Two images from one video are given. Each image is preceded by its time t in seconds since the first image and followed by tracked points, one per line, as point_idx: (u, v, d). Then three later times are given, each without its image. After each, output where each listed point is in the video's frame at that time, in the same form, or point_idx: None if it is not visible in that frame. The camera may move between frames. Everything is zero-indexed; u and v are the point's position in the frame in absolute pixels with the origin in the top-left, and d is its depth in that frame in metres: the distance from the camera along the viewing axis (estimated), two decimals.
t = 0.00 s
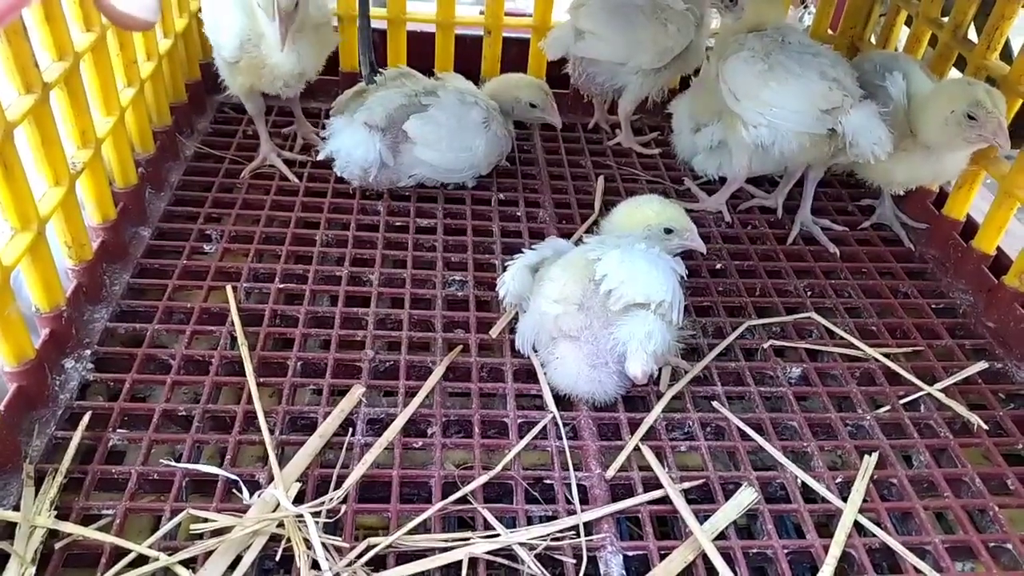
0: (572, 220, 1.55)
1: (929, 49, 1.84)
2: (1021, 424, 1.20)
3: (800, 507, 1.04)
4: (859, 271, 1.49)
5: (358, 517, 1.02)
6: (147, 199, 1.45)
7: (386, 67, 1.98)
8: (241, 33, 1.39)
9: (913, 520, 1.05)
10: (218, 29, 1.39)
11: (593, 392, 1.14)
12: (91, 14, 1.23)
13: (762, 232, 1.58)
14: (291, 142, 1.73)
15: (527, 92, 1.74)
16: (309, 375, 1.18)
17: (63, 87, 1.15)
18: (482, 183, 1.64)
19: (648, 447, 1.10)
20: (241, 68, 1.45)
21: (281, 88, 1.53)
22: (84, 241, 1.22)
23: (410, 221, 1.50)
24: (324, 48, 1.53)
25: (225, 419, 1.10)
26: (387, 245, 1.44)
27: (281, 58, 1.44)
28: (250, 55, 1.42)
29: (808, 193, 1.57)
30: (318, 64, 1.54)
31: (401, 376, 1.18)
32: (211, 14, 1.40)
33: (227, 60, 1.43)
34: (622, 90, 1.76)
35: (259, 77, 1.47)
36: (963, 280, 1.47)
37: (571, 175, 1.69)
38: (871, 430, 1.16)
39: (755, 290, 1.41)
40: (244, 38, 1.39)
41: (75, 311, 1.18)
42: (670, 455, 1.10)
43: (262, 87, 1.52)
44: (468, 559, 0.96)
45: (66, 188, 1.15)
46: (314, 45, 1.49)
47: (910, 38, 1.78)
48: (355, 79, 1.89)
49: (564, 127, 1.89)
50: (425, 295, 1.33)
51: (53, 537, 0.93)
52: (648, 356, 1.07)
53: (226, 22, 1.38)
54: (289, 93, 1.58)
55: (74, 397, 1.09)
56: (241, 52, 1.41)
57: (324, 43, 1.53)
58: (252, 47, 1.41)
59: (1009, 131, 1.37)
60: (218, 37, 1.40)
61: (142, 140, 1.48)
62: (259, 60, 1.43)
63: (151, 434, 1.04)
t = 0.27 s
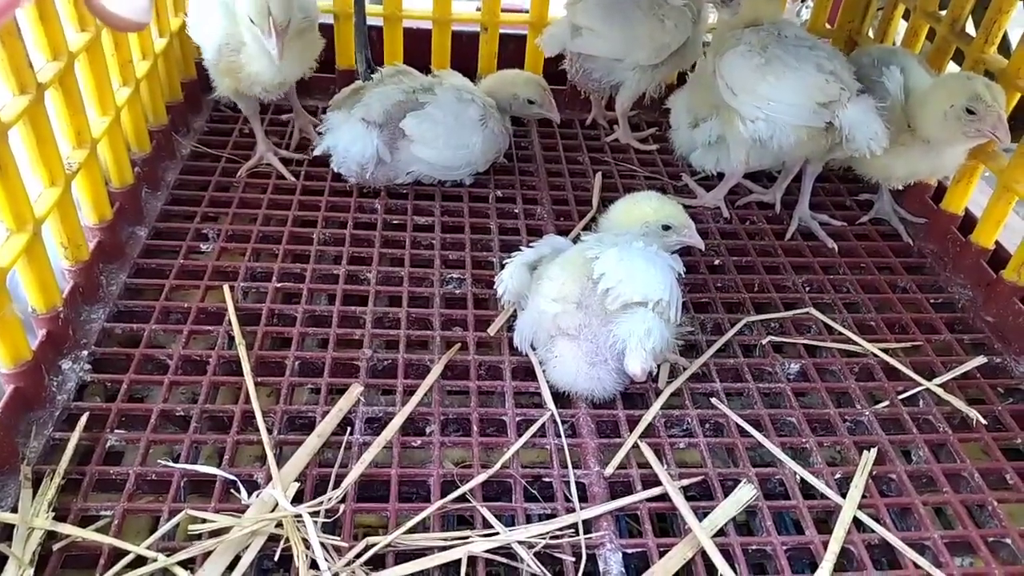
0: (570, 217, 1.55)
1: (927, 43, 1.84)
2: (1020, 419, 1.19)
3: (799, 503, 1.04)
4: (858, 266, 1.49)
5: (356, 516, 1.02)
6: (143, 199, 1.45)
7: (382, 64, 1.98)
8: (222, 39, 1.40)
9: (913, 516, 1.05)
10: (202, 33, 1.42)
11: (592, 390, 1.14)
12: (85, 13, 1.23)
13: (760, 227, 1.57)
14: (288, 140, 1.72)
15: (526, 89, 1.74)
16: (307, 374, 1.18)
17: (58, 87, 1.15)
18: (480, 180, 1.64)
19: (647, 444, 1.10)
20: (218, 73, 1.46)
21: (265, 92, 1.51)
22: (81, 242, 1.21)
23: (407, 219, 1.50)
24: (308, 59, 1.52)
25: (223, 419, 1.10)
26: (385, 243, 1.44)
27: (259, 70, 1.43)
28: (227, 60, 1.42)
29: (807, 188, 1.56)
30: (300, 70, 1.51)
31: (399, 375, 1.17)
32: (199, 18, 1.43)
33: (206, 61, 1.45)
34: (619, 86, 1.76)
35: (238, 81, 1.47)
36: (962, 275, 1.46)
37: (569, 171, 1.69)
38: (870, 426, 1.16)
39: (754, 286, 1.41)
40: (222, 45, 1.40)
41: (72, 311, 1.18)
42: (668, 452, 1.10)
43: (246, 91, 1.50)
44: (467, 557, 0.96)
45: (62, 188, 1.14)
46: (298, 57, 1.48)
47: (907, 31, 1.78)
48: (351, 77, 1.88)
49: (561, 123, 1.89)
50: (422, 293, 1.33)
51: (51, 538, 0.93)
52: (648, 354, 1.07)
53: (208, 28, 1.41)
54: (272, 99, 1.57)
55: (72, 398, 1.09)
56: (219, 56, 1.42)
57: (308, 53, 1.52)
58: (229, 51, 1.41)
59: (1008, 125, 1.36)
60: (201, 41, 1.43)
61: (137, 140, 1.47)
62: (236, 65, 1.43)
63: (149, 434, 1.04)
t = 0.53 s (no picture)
0: (573, 216, 1.55)
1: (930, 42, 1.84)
2: None
3: (802, 502, 1.04)
4: (861, 265, 1.49)
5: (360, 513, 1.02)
6: (147, 197, 1.45)
7: (386, 63, 1.98)
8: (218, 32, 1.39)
9: (915, 515, 1.05)
10: (200, 21, 1.40)
11: (594, 388, 1.14)
12: (90, 11, 1.23)
13: (763, 227, 1.57)
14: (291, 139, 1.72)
15: (529, 88, 1.74)
16: (310, 372, 1.18)
17: (63, 84, 1.15)
18: (483, 179, 1.64)
19: (650, 443, 1.10)
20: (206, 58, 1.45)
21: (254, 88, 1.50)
22: (85, 240, 1.22)
23: (410, 217, 1.50)
24: (301, 58, 1.53)
25: (226, 416, 1.10)
26: (388, 242, 1.44)
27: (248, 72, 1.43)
28: (219, 51, 1.41)
29: (811, 188, 1.56)
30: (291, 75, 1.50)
31: (402, 373, 1.18)
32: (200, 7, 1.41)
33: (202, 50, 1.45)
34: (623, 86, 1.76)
35: (227, 73, 1.45)
36: (965, 274, 1.46)
37: (572, 170, 1.69)
38: (873, 425, 1.16)
39: (757, 285, 1.41)
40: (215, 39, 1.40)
41: (76, 308, 1.18)
42: (671, 451, 1.10)
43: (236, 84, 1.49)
44: (470, 555, 0.96)
45: (67, 186, 1.15)
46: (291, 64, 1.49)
47: (911, 31, 1.77)
48: (354, 76, 1.89)
49: (564, 122, 1.89)
50: (426, 292, 1.33)
51: (55, 535, 0.94)
52: (649, 352, 1.06)
53: (207, 18, 1.38)
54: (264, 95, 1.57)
55: (76, 395, 1.09)
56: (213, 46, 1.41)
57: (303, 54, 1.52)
58: (224, 44, 1.40)
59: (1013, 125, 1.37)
60: (199, 27, 1.41)
61: (142, 138, 1.48)
62: (227, 58, 1.42)
63: (152, 431, 1.04)
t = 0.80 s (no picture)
0: (566, 217, 1.55)
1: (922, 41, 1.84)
2: (1016, 417, 1.20)
3: (795, 503, 1.04)
4: (854, 265, 1.49)
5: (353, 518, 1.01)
6: (138, 200, 1.44)
7: (378, 64, 1.97)
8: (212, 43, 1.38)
9: (909, 516, 1.05)
10: (197, 30, 1.39)
11: (587, 389, 1.13)
12: (79, 14, 1.22)
13: (756, 227, 1.57)
14: (283, 140, 1.72)
15: (522, 88, 1.74)
16: (302, 376, 1.18)
17: (52, 88, 1.15)
18: (476, 180, 1.64)
19: (643, 445, 1.10)
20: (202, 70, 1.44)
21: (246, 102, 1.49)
22: (75, 244, 1.21)
23: (403, 219, 1.50)
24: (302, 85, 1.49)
25: (218, 421, 1.09)
26: (380, 244, 1.44)
27: (243, 81, 1.40)
28: (212, 63, 1.40)
29: (802, 187, 1.56)
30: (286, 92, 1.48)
31: (395, 376, 1.17)
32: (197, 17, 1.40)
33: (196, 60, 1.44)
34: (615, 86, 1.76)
35: (220, 86, 1.45)
36: (958, 273, 1.46)
37: (565, 171, 1.69)
38: (866, 426, 1.16)
39: (750, 285, 1.41)
40: (211, 49, 1.39)
41: (67, 313, 1.17)
42: (665, 453, 1.10)
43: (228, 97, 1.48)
44: (463, 559, 0.96)
45: (56, 190, 1.14)
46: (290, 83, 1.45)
47: (903, 30, 1.78)
48: (346, 77, 1.88)
49: (557, 122, 1.88)
50: (418, 294, 1.33)
51: (46, 542, 0.93)
52: (641, 352, 1.07)
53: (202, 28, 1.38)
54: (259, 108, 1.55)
55: (66, 401, 1.08)
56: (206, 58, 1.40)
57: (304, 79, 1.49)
58: (218, 56, 1.39)
59: (1003, 120, 1.36)
60: (195, 37, 1.40)
61: (132, 140, 1.47)
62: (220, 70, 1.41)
63: (144, 437, 1.04)
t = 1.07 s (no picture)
0: (561, 226, 1.55)
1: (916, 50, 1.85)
2: (1011, 425, 1.20)
3: (790, 511, 1.04)
4: (849, 273, 1.49)
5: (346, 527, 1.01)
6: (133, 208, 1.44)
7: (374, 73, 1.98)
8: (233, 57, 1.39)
9: (904, 524, 1.05)
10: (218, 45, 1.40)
11: (582, 397, 1.14)
12: (77, 22, 1.23)
13: (751, 235, 1.57)
14: (279, 149, 1.72)
15: (513, 87, 1.74)
16: (295, 384, 1.17)
17: (49, 96, 1.15)
18: (471, 188, 1.64)
19: (639, 452, 1.10)
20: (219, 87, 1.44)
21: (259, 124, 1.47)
22: (67, 250, 1.21)
23: (398, 227, 1.50)
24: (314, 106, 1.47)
25: (210, 429, 1.09)
26: (375, 253, 1.44)
27: (261, 96, 1.39)
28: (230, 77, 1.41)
29: (797, 196, 1.57)
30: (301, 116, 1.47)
31: (388, 384, 1.17)
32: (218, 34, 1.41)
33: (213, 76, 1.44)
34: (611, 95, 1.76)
35: (234, 104, 1.44)
36: (952, 281, 1.47)
37: (560, 179, 1.69)
38: (861, 434, 1.16)
39: (744, 293, 1.41)
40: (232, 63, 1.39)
41: (58, 321, 1.17)
42: (660, 461, 1.09)
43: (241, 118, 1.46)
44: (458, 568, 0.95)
45: (50, 198, 1.14)
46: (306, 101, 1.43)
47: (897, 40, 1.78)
48: (342, 86, 1.88)
49: (553, 131, 1.89)
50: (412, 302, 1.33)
51: (35, 552, 0.93)
52: (637, 359, 1.05)
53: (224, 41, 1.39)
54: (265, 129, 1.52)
55: (57, 410, 1.08)
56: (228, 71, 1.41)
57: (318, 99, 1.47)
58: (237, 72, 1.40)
59: (996, 130, 1.37)
60: (217, 53, 1.41)
61: (128, 148, 1.47)
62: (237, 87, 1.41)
63: (135, 447, 1.04)
